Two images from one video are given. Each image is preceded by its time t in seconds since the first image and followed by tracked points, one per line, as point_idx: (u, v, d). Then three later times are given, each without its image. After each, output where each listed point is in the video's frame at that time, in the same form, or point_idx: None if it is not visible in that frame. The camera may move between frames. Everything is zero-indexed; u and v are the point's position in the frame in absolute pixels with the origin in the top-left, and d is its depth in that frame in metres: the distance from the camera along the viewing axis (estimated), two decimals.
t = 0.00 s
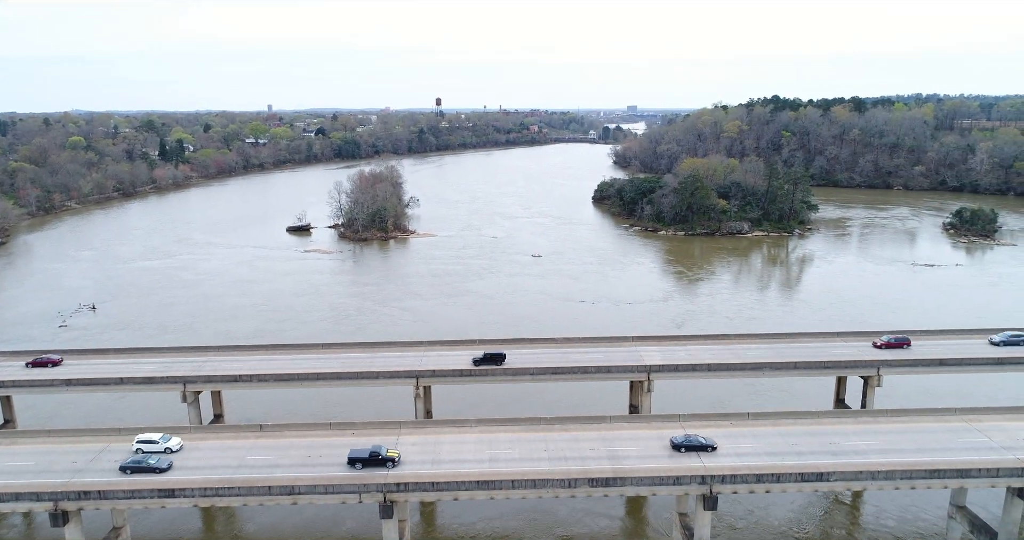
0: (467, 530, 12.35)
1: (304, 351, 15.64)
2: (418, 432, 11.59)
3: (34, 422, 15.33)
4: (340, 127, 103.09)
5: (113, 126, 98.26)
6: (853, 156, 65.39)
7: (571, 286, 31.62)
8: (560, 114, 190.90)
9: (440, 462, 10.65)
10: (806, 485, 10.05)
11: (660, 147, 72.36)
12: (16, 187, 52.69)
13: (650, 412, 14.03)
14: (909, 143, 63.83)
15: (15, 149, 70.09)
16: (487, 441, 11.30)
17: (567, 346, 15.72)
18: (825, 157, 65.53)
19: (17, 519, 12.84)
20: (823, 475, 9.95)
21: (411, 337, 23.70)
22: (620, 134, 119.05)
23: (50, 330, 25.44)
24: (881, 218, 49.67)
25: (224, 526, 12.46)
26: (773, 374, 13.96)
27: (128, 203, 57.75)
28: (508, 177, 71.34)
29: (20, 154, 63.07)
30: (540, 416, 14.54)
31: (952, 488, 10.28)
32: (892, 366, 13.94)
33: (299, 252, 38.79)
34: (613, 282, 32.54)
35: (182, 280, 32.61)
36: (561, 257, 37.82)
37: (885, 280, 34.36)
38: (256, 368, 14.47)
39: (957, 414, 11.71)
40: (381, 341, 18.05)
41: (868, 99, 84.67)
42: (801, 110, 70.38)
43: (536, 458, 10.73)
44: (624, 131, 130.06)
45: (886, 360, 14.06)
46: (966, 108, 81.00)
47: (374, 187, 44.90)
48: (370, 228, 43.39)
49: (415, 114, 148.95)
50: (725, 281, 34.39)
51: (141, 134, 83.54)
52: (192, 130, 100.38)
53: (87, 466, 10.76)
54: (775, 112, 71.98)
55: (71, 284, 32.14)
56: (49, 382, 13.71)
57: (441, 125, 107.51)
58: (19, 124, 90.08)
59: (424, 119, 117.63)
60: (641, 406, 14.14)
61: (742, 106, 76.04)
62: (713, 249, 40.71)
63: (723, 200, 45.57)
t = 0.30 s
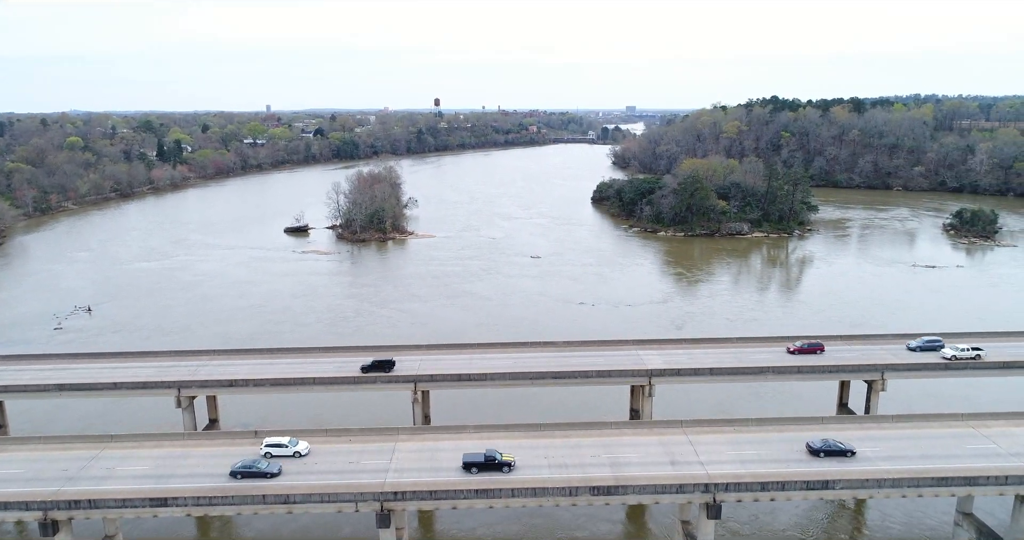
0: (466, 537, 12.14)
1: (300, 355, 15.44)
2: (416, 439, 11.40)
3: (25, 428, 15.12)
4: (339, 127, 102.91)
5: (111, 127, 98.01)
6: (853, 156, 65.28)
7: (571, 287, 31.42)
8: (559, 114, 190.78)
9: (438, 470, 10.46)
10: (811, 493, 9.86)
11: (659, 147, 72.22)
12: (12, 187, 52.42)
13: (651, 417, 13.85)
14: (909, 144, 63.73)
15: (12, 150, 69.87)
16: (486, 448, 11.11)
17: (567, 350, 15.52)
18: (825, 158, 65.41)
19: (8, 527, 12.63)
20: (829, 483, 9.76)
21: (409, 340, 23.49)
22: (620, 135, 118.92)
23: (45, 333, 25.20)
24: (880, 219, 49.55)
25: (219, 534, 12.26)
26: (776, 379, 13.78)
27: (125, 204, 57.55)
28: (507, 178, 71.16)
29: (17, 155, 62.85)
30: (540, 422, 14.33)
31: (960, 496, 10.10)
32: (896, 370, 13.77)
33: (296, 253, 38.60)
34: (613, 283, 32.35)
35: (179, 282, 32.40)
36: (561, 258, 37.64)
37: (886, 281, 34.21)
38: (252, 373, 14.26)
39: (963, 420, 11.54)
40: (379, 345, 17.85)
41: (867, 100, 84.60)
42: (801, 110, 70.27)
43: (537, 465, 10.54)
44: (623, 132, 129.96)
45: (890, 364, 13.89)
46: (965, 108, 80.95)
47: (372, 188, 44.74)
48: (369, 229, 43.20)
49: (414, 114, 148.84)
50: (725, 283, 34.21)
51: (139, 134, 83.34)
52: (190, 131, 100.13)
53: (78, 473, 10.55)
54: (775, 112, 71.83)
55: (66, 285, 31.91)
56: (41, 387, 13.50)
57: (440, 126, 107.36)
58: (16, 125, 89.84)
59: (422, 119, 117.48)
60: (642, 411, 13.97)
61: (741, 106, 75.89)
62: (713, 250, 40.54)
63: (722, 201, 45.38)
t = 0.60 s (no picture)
0: None
1: (295, 361, 15.15)
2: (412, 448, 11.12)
3: (14, 436, 14.80)
4: (337, 128, 102.62)
5: (109, 128, 97.66)
6: (852, 157, 65.09)
7: (570, 290, 31.12)
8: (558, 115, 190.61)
9: (436, 481, 10.18)
10: (821, 506, 9.58)
11: (658, 148, 72.01)
12: (8, 188, 52.09)
13: (653, 424, 13.58)
14: (909, 145, 63.54)
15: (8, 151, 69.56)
16: (485, 458, 10.82)
17: (568, 355, 15.23)
18: (824, 159, 65.20)
19: None
20: (838, 495, 9.49)
21: (405, 345, 23.18)
22: (618, 136, 118.72)
23: (38, 336, 24.88)
24: (881, 220, 49.33)
25: None
26: (780, 385, 13.52)
27: (121, 205, 57.24)
28: (506, 179, 70.92)
29: (12, 156, 62.49)
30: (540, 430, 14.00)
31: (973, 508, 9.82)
32: (903, 376, 13.51)
33: (294, 255, 38.30)
34: (612, 285, 32.08)
35: (175, 284, 32.08)
36: (560, 260, 37.40)
37: (888, 283, 33.96)
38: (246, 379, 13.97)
39: (974, 428, 11.28)
40: (376, 350, 17.55)
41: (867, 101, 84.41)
42: (801, 111, 70.00)
43: (537, 476, 10.25)
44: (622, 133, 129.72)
45: (897, 370, 13.63)
46: (965, 110, 80.85)
47: (370, 189, 44.46)
48: (366, 230, 42.89)
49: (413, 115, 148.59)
50: (725, 285, 33.94)
51: (137, 135, 83.07)
52: (188, 131, 99.83)
53: (64, 485, 10.26)
54: (774, 113, 71.62)
55: (60, 288, 31.57)
56: (30, 394, 13.20)
57: (439, 127, 107.13)
58: (14, 125, 89.54)
59: (420, 120, 117.19)
60: (645, 419, 13.68)
61: (741, 107, 75.63)
62: (712, 252, 40.32)
63: (722, 202, 45.11)
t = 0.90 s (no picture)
0: None
1: (290, 368, 14.83)
2: (410, 460, 10.80)
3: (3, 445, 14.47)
4: (336, 128, 102.32)
5: (108, 129, 97.35)
6: (853, 158, 64.81)
7: (571, 292, 30.82)
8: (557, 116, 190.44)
9: (434, 495, 9.84)
10: (834, 521, 9.24)
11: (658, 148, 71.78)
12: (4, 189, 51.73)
13: (658, 432, 13.27)
14: (910, 146, 63.26)
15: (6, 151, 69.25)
16: (486, 470, 10.49)
17: (570, 362, 14.91)
18: (825, 159, 64.92)
19: None
20: (851, 510, 9.16)
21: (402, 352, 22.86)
22: (617, 136, 118.46)
23: (31, 341, 24.54)
24: (883, 221, 49.06)
25: None
26: (788, 392, 13.20)
27: (119, 206, 56.90)
28: (506, 180, 70.66)
29: (9, 156, 62.12)
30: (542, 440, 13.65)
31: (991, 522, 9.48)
32: (913, 383, 13.21)
33: (291, 256, 37.99)
34: (613, 288, 31.77)
35: (170, 286, 31.75)
36: (560, 262, 37.10)
37: (891, 285, 33.66)
38: (240, 387, 13.65)
39: (988, 439, 10.97)
40: (374, 356, 17.23)
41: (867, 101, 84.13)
42: (801, 112, 69.68)
43: (539, 489, 9.92)
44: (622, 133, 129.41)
45: (907, 376, 13.32)
46: (965, 110, 80.64)
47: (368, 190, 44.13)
48: (365, 232, 42.57)
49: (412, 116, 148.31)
50: (726, 287, 33.65)
51: (135, 136, 82.77)
52: (186, 132, 99.56)
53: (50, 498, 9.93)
54: (774, 114, 71.33)
55: (55, 291, 31.24)
56: (17, 402, 12.86)
57: (438, 127, 106.83)
58: (12, 126, 89.26)
59: (419, 120, 116.84)
60: (649, 427, 13.37)
61: (741, 108, 75.34)
62: (714, 253, 40.08)
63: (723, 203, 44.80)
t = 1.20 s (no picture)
0: None
1: (284, 375, 14.42)
2: (407, 474, 10.40)
3: None
4: (333, 130, 101.88)
5: (105, 129, 96.83)
6: (854, 159, 64.43)
7: (571, 295, 30.42)
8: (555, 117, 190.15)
9: (431, 512, 9.43)
10: None
11: (658, 150, 71.43)
12: None
13: (663, 443, 12.87)
14: (911, 147, 62.91)
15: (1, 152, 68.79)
16: (486, 485, 10.08)
17: (571, 370, 14.52)
18: (826, 161, 64.53)
19: None
20: (870, 529, 8.79)
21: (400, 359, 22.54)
22: (616, 137, 118.05)
23: (22, 345, 24.11)
24: (884, 223, 48.72)
25: None
26: (796, 402, 12.81)
27: (115, 207, 56.43)
28: (505, 181, 70.27)
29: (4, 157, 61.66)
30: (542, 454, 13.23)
31: None
32: (925, 392, 12.82)
33: (289, 258, 37.56)
34: (614, 291, 31.36)
35: (165, 289, 31.35)
36: (560, 264, 36.71)
37: (895, 287, 33.29)
38: (231, 395, 13.25)
39: (1007, 452, 10.61)
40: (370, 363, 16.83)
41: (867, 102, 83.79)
42: (801, 113, 69.31)
43: (542, 506, 9.52)
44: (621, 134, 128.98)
45: (919, 385, 12.94)
46: (965, 112, 80.31)
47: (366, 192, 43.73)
48: (363, 234, 42.16)
49: (411, 117, 147.85)
50: (727, 290, 33.32)
51: (132, 137, 82.28)
52: (184, 133, 99.05)
53: (31, 516, 9.51)
54: (775, 115, 70.98)
55: (47, 294, 30.79)
56: (1, 413, 12.44)
57: (436, 129, 106.40)
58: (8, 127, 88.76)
59: (417, 121, 116.34)
60: (654, 438, 12.96)
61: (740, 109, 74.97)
62: (715, 256, 39.70)
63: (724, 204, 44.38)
